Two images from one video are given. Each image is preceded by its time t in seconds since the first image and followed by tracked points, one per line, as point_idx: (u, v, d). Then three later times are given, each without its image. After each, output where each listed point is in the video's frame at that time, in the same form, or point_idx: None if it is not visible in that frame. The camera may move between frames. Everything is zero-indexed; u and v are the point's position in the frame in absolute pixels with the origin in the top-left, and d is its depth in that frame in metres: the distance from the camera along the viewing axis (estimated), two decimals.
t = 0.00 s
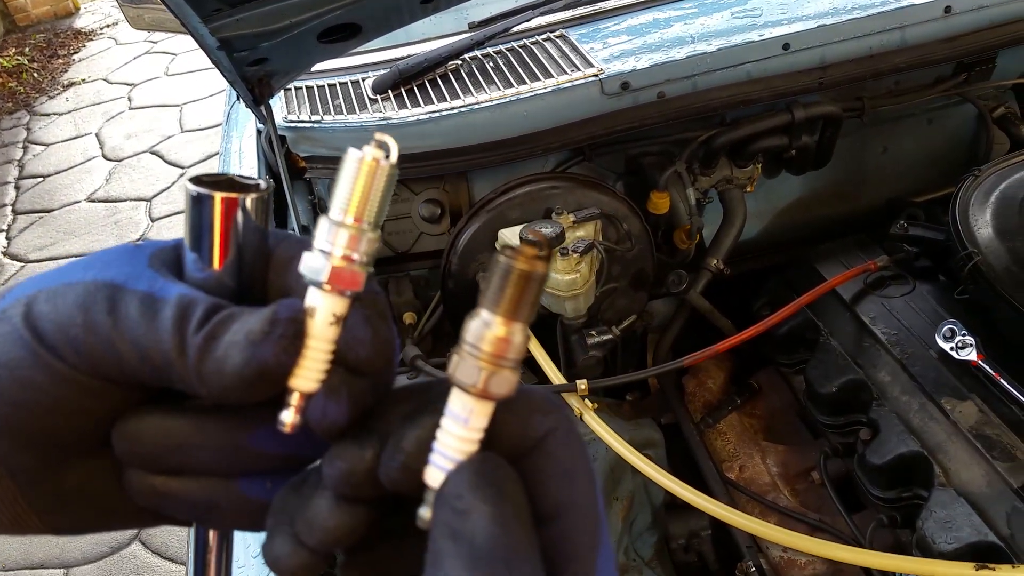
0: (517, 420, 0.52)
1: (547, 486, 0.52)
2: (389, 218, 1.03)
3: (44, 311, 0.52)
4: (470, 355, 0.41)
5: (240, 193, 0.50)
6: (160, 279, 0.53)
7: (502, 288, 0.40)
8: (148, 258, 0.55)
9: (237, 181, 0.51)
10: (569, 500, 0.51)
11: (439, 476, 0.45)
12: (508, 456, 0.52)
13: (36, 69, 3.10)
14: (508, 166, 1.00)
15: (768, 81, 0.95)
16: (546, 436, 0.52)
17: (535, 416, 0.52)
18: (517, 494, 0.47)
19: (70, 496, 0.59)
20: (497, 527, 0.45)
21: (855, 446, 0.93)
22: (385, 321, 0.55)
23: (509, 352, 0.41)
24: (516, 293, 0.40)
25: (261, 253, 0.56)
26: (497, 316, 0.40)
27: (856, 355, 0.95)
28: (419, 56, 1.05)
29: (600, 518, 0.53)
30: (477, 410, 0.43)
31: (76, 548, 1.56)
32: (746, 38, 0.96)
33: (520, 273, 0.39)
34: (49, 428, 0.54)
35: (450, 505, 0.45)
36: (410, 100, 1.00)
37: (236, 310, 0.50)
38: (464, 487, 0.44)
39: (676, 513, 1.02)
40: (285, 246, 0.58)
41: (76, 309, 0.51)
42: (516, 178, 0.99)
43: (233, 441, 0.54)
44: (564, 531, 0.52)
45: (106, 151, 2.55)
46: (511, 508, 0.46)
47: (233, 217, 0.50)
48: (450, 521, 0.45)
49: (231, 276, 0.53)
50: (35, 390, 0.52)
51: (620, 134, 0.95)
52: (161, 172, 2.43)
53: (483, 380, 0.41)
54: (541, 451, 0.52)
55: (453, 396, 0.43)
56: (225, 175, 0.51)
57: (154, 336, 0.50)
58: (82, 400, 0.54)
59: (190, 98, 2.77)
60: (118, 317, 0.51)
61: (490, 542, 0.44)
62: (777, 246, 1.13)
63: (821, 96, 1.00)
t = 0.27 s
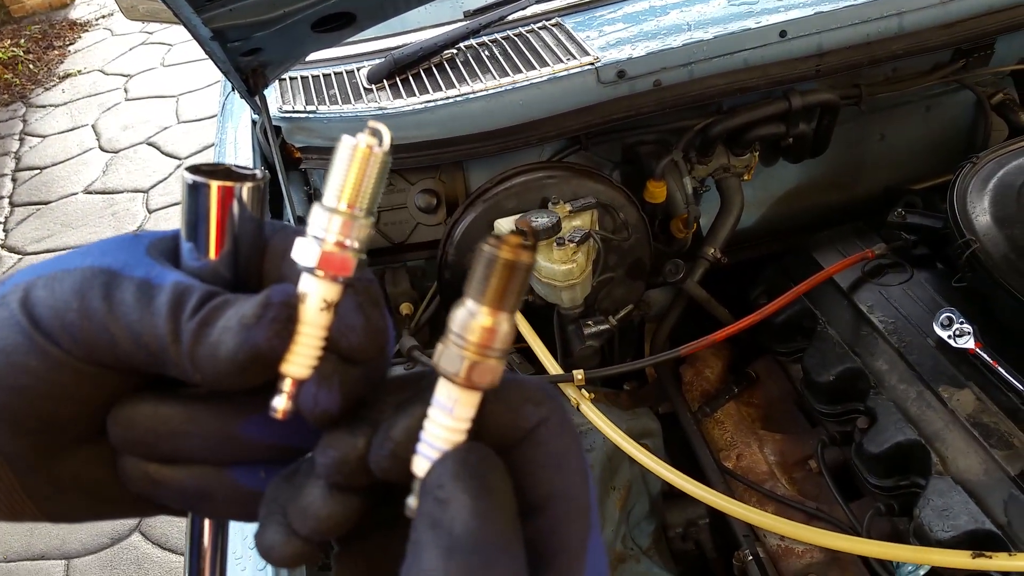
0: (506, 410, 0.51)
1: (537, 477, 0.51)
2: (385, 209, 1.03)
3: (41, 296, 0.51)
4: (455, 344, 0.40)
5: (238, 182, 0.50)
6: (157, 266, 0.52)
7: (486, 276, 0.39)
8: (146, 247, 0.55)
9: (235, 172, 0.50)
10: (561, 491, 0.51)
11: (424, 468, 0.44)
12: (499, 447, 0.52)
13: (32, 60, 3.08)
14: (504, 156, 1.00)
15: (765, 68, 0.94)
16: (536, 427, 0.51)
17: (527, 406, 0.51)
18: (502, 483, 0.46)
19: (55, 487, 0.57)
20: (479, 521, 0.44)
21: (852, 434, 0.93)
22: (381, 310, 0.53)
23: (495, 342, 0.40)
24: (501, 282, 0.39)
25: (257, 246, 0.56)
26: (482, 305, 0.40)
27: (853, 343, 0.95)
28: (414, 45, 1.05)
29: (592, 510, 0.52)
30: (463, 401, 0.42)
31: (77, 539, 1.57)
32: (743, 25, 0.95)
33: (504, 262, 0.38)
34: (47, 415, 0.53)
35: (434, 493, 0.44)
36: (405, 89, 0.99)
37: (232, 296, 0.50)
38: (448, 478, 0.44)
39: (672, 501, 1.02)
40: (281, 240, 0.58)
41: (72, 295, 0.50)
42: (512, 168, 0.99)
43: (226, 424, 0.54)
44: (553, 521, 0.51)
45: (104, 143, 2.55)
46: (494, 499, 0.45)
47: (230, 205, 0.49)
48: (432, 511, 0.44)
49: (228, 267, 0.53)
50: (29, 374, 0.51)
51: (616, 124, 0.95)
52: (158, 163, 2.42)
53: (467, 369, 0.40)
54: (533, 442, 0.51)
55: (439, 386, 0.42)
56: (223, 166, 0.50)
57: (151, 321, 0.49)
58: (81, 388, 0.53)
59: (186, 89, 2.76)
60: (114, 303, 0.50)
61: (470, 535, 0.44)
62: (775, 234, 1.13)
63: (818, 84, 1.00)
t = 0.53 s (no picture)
0: (495, 410, 0.50)
1: (527, 477, 0.51)
2: (383, 200, 1.03)
3: (29, 297, 0.51)
4: (439, 347, 0.40)
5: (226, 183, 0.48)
6: (146, 266, 0.51)
7: (469, 279, 0.38)
8: (137, 246, 0.54)
9: (224, 171, 0.49)
10: (551, 492, 0.51)
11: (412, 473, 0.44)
12: (489, 448, 0.51)
13: (28, 51, 3.05)
14: (502, 146, 0.99)
15: (763, 58, 0.94)
16: (527, 427, 0.51)
17: (518, 406, 0.50)
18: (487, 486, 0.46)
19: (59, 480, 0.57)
20: (463, 529, 0.44)
21: (850, 425, 0.93)
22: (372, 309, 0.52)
23: (480, 344, 0.40)
24: (483, 284, 0.38)
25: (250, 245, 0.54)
26: (466, 308, 0.39)
27: (851, 334, 0.95)
28: (411, 35, 1.04)
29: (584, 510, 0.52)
30: (450, 404, 0.42)
31: (76, 531, 1.57)
32: (741, 15, 0.95)
33: (485, 264, 0.38)
34: (38, 417, 0.53)
35: (419, 499, 0.44)
36: (402, 80, 0.99)
37: (220, 297, 0.49)
38: (432, 485, 0.43)
39: (670, 494, 1.02)
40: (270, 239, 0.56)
41: (60, 295, 0.50)
42: (509, 159, 0.98)
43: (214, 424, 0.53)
44: (544, 521, 0.51)
45: (101, 134, 2.54)
46: (481, 504, 0.45)
47: (220, 205, 0.47)
48: (417, 518, 0.44)
49: (216, 266, 0.51)
50: (20, 373, 0.51)
51: (615, 113, 0.94)
52: (154, 154, 2.41)
53: (451, 373, 0.40)
54: (524, 443, 0.51)
55: (425, 389, 0.42)
56: (212, 165, 0.49)
57: (138, 322, 0.49)
58: (68, 389, 0.53)
59: (183, 79, 2.75)
60: (102, 304, 0.50)
61: (454, 542, 0.43)
62: (773, 225, 1.13)
63: (816, 74, 1.00)
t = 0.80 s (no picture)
0: (467, 387, 0.47)
1: (499, 456, 0.48)
2: (381, 194, 1.03)
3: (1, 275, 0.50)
4: (400, 318, 0.38)
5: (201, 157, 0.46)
6: (122, 242, 0.50)
7: (429, 250, 0.36)
8: (115, 225, 0.53)
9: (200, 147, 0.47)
10: (523, 473, 0.48)
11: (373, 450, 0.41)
12: (457, 425, 0.48)
13: (27, 45, 3.04)
14: (500, 141, 0.99)
15: (762, 52, 0.94)
16: (501, 404, 0.48)
17: (490, 383, 0.47)
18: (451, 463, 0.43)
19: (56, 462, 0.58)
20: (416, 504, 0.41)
21: (849, 421, 0.92)
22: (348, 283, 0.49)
23: (444, 316, 0.38)
24: (445, 253, 0.36)
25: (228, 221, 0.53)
26: (428, 279, 0.37)
27: (850, 329, 0.95)
28: (409, 29, 1.04)
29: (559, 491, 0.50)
30: (412, 380, 0.39)
31: (74, 526, 1.57)
32: (740, 9, 0.94)
33: (447, 233, 0.36)
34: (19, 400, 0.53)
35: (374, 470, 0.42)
36: (400, 74, 0.99)
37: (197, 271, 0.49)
38: (389, 457, 0.41)
39: (669, 489, 1.02)
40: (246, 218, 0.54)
41: (34, 272, 0.49)
42: (508, 154, 0.98)
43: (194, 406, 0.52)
44: (511, 501, 0.49)
45: (100, 129, 2.54)
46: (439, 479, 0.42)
47: (195, 182, 0.46)
48: (370, 492, 0.42)
49: (193, 246, 0.50)
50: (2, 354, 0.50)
51: (614, 108, 0.94)
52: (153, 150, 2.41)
53: (411, 344, 0.37)
54: (495, 421, 0.48)
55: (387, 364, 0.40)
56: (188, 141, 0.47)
57: (114, 297, 0.48)
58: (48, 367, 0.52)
59: (182, 75, 2.74)
60: (77, 282, 0.49)
61: (406, 517, 0.41)
62: (772, 220, 1.13)
63: (816, 68, 1.00)
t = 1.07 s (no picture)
0: (441, 391, 0.46)
1: (473, 463, 0.47)
2: (382, 188, 1.03)
3: None
4: (363, 329, 0.35)
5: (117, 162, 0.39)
6: (49, 263, 0.44)
7: (392, 257, 0.34)
8: (38, 228, 0.46)
9: (110, 140, 0.40)
10: (498, 479, 0.47)
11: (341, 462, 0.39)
12: (430, 432, 0.47)
13: (29, 39, 3.04)
14: (501, 136, 0.99)
15: (764, 47, 0.94)
16: (476, 409, 0.47)
17: (465, 387, 0.46)
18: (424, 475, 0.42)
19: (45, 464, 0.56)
20: (387, 519, 0.39)
21: (850, 416, 0.92)
22: (319, 281, 0.47)
23: (410, 326, 0.35)
24: (409, 261, 0.34)
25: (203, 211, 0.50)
26: (391, 289, 0.34)
27: (852, 325, 0.94)
28: (410, 23, 1.04)
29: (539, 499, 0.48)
30: (377, 392, 0.37)
31: (76, 519, 1.57)
32: (743, 4, 0.94)
33: (409, 241, 0.33)
34: None
35: (341, 485, 0.39)
36: (401, 68, 0.99)
37: (135, 297, 0.42)
38: (357, 472, 0.39)
39: (670, 484, 1.03)
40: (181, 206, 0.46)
41: None
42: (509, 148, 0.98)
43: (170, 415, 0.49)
44: (485, 509, 0.47)
45: (101, 123, 2.54)
46: (410, 492, 0.40)
47: (113, 193, 0.39)
48: (339, 509, 0.40)
49: (129, 252, 0.43)
50: None
51: (616, 102, 0.94)
52: (155, 144, 2.41)
53: (373, 357, 0.35)
54: (470, 427, 0.47)
55: (352, 375, 0.37)
56: (91, 136, 0.40)
57: (54, 334, 0.42)
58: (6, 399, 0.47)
59: (184, 69, 2.74)
60: (12, 315, 0.43)
61: (375, 535, 0.38)
62: (773, 216, 1.13)
63: (818, 63, 0.99)
